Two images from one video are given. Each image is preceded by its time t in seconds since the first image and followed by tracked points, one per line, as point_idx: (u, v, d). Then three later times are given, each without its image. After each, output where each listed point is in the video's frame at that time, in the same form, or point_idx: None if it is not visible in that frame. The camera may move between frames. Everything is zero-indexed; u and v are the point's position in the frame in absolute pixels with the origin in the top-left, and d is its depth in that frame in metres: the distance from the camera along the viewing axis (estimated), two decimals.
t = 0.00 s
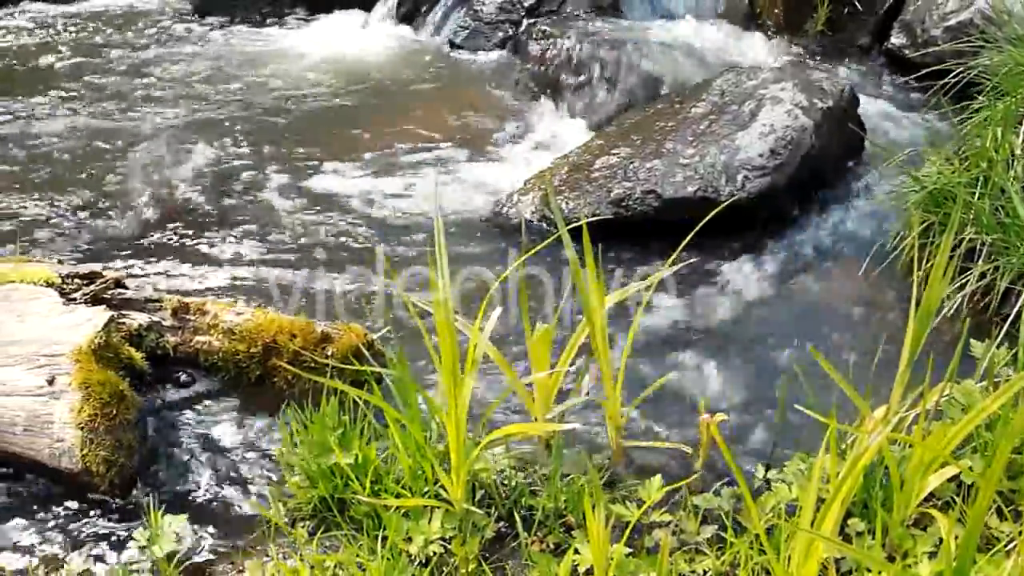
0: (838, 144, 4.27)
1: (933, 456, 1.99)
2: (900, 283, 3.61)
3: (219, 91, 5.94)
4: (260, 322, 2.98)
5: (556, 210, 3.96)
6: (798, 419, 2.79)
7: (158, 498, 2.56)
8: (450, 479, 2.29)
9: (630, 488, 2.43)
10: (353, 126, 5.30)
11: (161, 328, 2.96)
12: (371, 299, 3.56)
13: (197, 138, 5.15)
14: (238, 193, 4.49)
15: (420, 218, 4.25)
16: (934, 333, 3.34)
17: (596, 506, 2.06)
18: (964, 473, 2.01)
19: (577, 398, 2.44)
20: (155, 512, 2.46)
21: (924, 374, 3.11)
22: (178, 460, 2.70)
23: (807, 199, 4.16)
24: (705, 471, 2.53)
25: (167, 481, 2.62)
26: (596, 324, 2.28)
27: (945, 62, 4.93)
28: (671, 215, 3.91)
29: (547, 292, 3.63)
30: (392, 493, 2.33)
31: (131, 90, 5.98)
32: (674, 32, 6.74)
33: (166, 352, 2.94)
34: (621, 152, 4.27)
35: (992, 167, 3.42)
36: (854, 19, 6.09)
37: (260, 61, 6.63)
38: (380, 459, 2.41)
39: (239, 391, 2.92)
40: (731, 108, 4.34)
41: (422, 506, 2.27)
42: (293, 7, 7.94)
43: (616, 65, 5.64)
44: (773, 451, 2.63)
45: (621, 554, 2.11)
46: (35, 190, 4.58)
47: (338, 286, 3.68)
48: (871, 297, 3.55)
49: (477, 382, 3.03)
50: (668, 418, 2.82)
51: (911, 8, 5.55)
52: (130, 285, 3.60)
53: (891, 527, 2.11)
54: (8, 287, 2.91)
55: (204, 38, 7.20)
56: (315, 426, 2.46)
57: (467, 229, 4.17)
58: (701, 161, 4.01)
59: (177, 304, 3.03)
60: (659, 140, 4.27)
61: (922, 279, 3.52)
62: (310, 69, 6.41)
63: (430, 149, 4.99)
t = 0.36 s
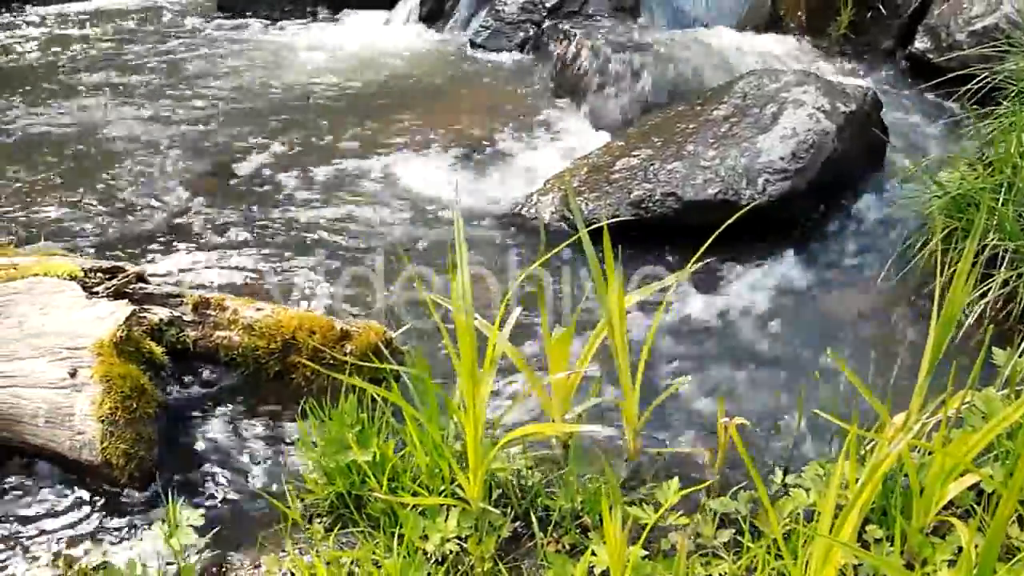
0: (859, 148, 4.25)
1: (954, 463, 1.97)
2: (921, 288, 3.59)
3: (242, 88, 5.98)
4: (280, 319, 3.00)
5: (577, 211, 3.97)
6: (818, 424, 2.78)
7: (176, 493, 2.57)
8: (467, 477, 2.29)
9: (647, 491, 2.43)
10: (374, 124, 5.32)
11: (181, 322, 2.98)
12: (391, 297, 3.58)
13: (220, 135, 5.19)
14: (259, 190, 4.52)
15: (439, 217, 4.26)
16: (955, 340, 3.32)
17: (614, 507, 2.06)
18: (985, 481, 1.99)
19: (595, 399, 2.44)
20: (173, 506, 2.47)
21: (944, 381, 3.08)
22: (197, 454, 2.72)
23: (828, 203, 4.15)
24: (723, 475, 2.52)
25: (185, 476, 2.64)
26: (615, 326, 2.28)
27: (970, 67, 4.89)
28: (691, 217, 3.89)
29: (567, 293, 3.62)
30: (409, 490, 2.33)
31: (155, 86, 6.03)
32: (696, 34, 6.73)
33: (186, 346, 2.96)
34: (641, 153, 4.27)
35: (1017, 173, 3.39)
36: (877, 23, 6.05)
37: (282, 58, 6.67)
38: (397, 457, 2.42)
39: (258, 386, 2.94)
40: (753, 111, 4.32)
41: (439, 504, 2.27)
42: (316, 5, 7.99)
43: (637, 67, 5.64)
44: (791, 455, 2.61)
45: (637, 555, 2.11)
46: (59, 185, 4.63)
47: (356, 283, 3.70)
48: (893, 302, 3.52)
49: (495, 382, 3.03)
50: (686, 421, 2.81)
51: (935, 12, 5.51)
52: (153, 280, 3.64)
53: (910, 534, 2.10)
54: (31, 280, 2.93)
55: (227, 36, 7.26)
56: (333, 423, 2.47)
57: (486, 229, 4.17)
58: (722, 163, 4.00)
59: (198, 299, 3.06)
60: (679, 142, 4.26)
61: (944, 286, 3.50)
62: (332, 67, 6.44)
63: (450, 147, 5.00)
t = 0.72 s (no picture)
0: (881, 152, 4.22)
1: (974, 472, 1.95)
2: (941, 294, 3.56)
3: (263, 86, 6.02)
4: (298, 315, 3.01)
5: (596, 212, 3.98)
6: (836, 430, 2.76)
7: (194, 487, 2.59)
8: (484, 477, 2.29)
9: (663, 494, 2.42)
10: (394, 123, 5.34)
11: (200, 318, 2.99)
12: (409, 295, 3.59)
13: (241, 131, 5.22)
14: (279, 187, 4.54)
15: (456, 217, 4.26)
16: (976, 347, 3.29)
17: (631, 509, 2.05)
18: (1006, 489, 1.97)
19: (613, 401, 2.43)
20: (191, 500, 2.49)
21: (964, 388, 3.06)
22: (216, 449, 2.73)
23: (848, 207, 4.13)
24: (739, 479, 2.52)
25: (203, 470, 2.66)
26: (634, 327, 2.27)
27: (994, 72, 4.85)
28: (710, 220, 3.88)
29: (585, 295, 3.62)
30: (426, 489, 2.34)
31: (177, 83, 6.08)
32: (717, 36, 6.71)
33: (205, 342, 2.96)
34: (661, 155, 4.26)
35: None
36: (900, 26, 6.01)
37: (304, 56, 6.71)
38: (414, 455, 2.42)
39: (276, 382, 2.95)
40: (774, 114, 4.30)
41: (455, 503, 2.28)
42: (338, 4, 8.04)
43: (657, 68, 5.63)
44: (808, 460, 2.60)
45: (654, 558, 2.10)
46: (82, 179, 4.67)
47: (375, 281, 3.71)
48: (913, 308, 3.49)
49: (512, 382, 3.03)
50: (703, 424, 2.81)
51: (959, 16, 5.47)
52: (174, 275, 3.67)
53: (928, 542, 2.08)
54: (52, 274, 2.94)
55: (249, 33, 7.31)
56: (350, 420, 2.48)
57: (505, 229, 4.18)
58: (742, 166, 3.98)
59: (217, 295, 3.06)
60: (700, 144, 4.25)
61: (965, 292, 3.47)
62: (352, 65, 6.47)
63: (469, 147, 5.01)
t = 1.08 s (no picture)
0: (899, 156, 4.19)
1: (991, 478, 1.94)
2: (960, 300, 3.53)
3: (282, 83, 6.05)
4: (314, 312, 3.01)
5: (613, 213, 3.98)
6: (852, 434, 2.75)
7: (209, 482, 2.60)
8: (498, 477, 2.29)
9: (677, 497, 2.42)
10: (411, 122, 5.35)
11: (217, 314, 2.99)
12: (425, 294, 3.59)
13: (260, 129, 5.25)
14: (296, 185, 4.56)
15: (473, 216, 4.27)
16: (995, 354, 3.27)
17: (645, 511, 2.05)
18: None
19: (627, 403, 2.43)
20: (206, 495, 2.51)
21: (981, 395, 3.04)
22: (232, 445, 2.75)
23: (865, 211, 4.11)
24: (753, 483, 2.51)
25: (219, 466, 2.67)
26: (650, 330, 2.27)
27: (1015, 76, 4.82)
28: (727, 223, 3.88)
29: (601, 296, 3.61)
30: (439, 487, 2.34)
31: (197, 80, 6.12)
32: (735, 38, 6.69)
33: (220, 338, 2.97)
34: (678, 157, 4.25)
35: None
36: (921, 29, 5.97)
37: (322, 55, 6.74)
38: (428, 454, 2.43)
39: (291, 379, 2.97)
40: (792, 117, 4.28)
41: (469, 502, 2.28)
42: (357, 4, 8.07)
43: (676, 70, 5.62)
44: (824, 465, 2.58)
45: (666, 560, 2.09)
46: (102, 175, 4.70)
47: (391, 280, 3.72)
48: (931, 313, 3.47)
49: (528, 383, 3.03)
50: (719, 427, 2.80)
51: (980, 19, 5.43)
52: (192, 271, 3.69)
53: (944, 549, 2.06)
54: (72, 268, 2.96)
55: (268, 32, 7.34)
56: (366, 418, 2.49)
57: (521, 229, 4.18)
58: (760, 169, 3.97)
59: (233, 291, 3.06)
60: (717, 146, 4.24)
61: (984, 299, 3.44)
62: (371, 65, 6.49)
63: (486, 147, 5.01)
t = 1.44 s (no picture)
0: (915, 160, 4.17)
1: (1006, 485, 1.92)
2: (975, 304, 3.51)
3: (295, 82, 6.07)
4: (328, 311, 3.02)
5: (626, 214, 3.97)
6: (865, 439, 2.74)
7: (222, 478, 2.61)
8: (510, 476, 2.29)
9: (688, 499, 2.41)
10: (425, 121, 5.36)
11: (231, 312, 2.98)
12: (438, 293, 3.60)
13: (274, 127, 5.27)
14: (310, 183, 4.57)
15: (487, 216, 4.27)
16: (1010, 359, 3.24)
17: (656, 513, 2.04)
18: None
19: (640, 405, 2.43)
20: (219, 491, 2.51)
21: (996, 400, 3.02)
22: (244, 442, 2.76)
23: (879, 215, 4.09)
24: (765, 486, 2.50)
25: (232, 463, 2.68)
26: (663, 331, 2.26)
27: None
28: (741, 225, 3.87)
29: (614, 297, 3.61)
30: (451, 487, 2.35)
31: (211, 78, 6.15)
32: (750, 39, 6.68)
33: (234, 335, 2.97)
34: (692, 158, 4.24)
35: None
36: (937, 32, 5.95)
37: (336, 54, 6.76)
38: (440, 453, 2.43)
39: (304, 377, 2.97)
40: (807, 119, 4.26)
41: (481, 502, 2.28)
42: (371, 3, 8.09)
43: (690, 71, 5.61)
44: (836, 469, 2.57)
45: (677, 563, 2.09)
46: (116, 172, 4.72)
47: (404, 279, 3.73)
48: (947, 317, 3.45)
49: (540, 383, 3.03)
50: (731, 430, 2.79)
51: (997, 23, 5.41)
52: (206, 268, 3.70)
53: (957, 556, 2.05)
54: (88, 263, 2.97)
55: (283, 30, 7.37)
56: (378, 416, 2.50)
57: (535, 228, 4.18)
58: (775, 171, 3.96)
59: (247, 289, 3.07)
60: (732, 148, 4.23)
61: (1000, 304, 3.42)
62: (385, 64, 6.51)
63: (499, 147, 5.01)
